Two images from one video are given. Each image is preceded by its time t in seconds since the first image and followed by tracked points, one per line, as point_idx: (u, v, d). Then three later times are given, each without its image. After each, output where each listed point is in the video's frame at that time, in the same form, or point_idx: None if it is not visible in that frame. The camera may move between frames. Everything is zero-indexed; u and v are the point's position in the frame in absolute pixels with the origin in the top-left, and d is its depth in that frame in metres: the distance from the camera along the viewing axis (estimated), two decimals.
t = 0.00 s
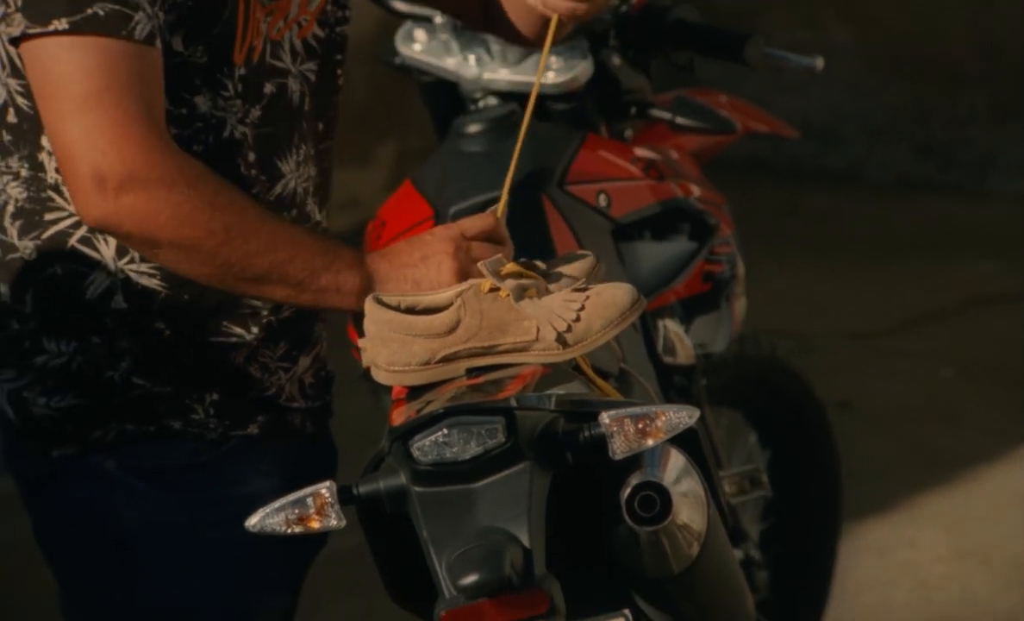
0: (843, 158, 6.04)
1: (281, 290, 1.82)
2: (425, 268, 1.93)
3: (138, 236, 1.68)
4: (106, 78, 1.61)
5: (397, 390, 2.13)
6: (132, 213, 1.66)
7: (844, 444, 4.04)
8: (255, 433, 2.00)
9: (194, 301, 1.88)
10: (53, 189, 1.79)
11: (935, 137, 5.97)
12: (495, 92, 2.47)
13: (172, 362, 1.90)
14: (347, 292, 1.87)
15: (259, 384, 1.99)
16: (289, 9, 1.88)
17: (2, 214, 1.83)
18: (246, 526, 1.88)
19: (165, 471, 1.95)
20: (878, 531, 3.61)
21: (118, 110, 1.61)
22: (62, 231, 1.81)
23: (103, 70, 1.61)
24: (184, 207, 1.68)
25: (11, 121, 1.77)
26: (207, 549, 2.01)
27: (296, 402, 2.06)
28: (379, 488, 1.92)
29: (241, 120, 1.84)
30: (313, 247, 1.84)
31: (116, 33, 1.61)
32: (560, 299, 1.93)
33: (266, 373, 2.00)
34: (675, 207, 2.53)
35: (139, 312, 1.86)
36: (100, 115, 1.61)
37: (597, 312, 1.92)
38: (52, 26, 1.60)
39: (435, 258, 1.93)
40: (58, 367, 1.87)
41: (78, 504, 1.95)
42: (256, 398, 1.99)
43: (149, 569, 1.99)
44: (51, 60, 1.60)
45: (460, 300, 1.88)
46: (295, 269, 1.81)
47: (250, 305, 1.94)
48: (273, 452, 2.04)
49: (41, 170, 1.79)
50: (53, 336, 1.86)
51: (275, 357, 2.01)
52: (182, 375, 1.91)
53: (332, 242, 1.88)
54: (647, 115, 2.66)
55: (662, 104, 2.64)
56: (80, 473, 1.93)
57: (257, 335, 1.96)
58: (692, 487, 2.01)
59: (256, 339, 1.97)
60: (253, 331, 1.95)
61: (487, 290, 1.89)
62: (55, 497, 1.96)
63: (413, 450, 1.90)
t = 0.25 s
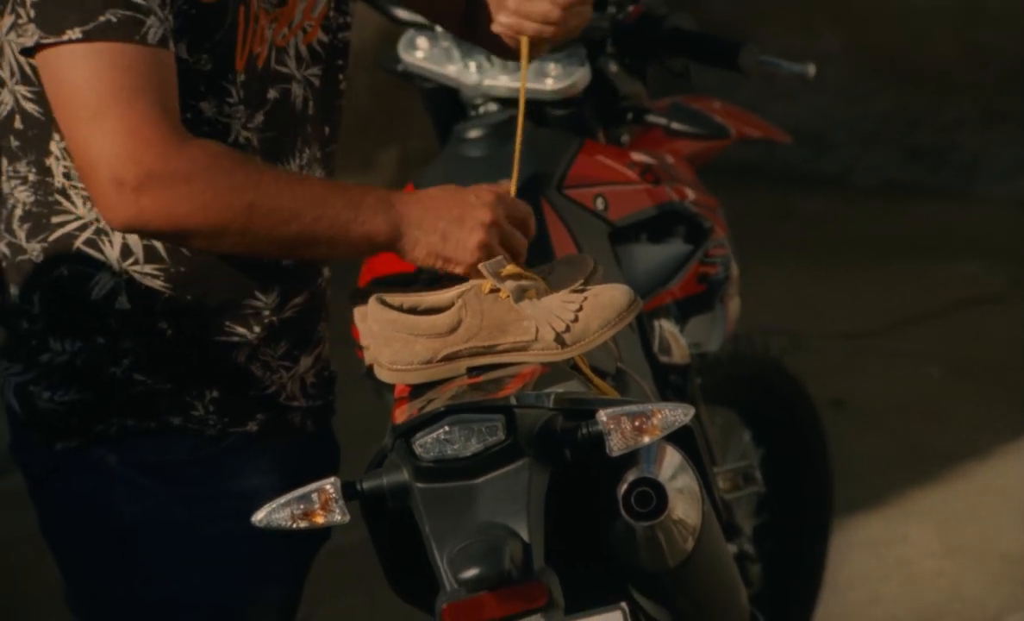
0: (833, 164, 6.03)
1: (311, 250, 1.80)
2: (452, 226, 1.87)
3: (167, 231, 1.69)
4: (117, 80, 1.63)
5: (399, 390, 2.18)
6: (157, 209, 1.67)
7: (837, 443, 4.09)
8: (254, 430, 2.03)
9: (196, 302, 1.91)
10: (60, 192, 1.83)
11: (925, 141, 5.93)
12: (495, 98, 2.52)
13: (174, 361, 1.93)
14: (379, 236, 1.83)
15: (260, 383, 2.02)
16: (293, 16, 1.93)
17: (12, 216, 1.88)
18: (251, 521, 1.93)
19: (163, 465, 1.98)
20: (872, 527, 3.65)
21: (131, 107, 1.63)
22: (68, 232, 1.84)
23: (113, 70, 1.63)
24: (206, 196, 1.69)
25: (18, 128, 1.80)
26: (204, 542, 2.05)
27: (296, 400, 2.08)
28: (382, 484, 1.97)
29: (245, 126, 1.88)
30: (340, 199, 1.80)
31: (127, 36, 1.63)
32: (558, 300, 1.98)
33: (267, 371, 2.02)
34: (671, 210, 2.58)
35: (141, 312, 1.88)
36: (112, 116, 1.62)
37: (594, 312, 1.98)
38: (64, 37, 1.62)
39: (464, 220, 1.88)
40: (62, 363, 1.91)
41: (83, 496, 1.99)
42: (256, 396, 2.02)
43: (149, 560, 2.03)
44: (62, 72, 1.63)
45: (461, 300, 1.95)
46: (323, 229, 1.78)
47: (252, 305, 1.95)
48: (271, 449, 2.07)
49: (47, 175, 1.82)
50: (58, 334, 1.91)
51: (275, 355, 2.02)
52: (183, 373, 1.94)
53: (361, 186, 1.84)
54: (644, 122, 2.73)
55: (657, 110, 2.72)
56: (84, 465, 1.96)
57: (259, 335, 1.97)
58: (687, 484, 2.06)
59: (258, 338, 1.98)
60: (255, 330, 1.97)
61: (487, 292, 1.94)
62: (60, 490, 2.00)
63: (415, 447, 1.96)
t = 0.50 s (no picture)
0: (822, 167, 6.15)
1: (301, 265, 1.82)
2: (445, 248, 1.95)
3: (164, 235, 1.70)
4: (121, 85, 1.66)
5: (402, 387, 2.24)
6: (156, 213, 1.68)
7: (830, 438, 4.15)
8: (268, 427, 2.08)
9: (212, 302, 1.95)
10: (77, 199, 1.87)
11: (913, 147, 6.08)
12: (495, 103, 2.57)
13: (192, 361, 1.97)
14: (366, 255, 1.87)
15: (272, 381, 2.07)
16: (297, 21, 1.98)
17: (28, 223, 1.93)
18: (258, 516, 1.98)
19: (181, 463, 2.00)
20: (863, 521, 3.71)
21: (134, 112, 1.65)
22: (85, 238, 1.88)
23: (118, 76, 1.66)
24: (204, 202, 1.71)
25: (35, 136, 1.85)
26: (221, 541, 2.07)
27: (305, 398, 2.14)
28: (385, 481, 2.02)
29: (254, 130, 1.91)
30: (330, 216, 1.84)
31: (131, 42, 1.66)
32: (557, 300, 2.02)
33: (279, 369, 2.08)
34: (666, 213, 2.64)
35: (159, 313, 1.92)
36: (117, 120, 1.64)
37: (593, 312, 2.02)
38: (71, 44, 1.65)
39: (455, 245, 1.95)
40: (80, 364, 1.94)
41: (101, 495, 2.00)
42: (269, 394, 2.08)
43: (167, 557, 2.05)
44: (70, 73, 1.66)
45: (463, 300, 1.96)
46: (314, 243, 1.81)
47: (265, 305, 2.02)
48: (283, 447, 2.13)
49: (64, 181, 1.86)
50: (77, 336, 1.93)
51: (286, 354, 2.08)
52: (200, 372, 1.98)
53: (347, 209, 1.88)
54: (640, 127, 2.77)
55: (654, 116, 2.76)
56: (103, 464, 1.98)
57: (272, 334, 2.04)
58: (682, 479, 2.12)
59: (270, 337, 2.05)
60: (268, 330, 2.03)
61: (489, 292, 1.96)
62: (78, 490, 2.02)
63: (418, 444, 2.01)
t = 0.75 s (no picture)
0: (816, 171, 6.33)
1: (296, 282, 1.86)
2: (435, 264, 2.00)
3: (166, 250, 1.76)
4: (130, 102, 1.71)
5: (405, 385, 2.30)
6: (159, 228, 1.74)
7: (823, 435, 4.21)
8: (279, 425, 2.12)
9: (226, 305, 2.00)
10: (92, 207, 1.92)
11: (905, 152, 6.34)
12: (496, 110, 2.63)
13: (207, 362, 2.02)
14: (362, 276, 1.90)
15: (283, 380, 2.11)
16: (303, 30, 2.03)
17: (44, 230, 1.98)
18: (265, 511, 2.03)
19: (196, 462, 2.05)
20: (855, 515, 3.77)
21: (141, 129, 1.71)
22: (103, 244, 1.93)
23: (126, 96, 1.71)
24: (205, 219, 1.76)
25: (50, 144, 1.91)
26: (236, 536, 2.13)
27: (314, 396, 2.18)
28: (389, 477, 2.08)
29: (264, 136, 1.96)
30: (327, 237, 1.88)
31: (143, 60, 1.72)
32: (557, 300, 2.08)
33: (289, 368, 2.12)
34: (662, 217, 2.69)
35: (175, 316, 1.98)
36: (124, 135, 1.70)
37: (591, 312, 2.08)
38: (85, 59, 1.71)
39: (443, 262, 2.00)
40: (97, 367, 2.00)
41: (118, 493, 2.06)
42: (280, 393, 2.12)
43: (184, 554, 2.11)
44: (82, 91, 1.71)
45: (463, 301, 2.01)
46: (310, 262, 1.86)
47: (277, 307, 2.06)
48: (292, 444, 2.17)
49: (79, 188, 1.92)
50: (95, 340, 1.99)
51: (294, 353, 2.12)
52: (215, 373, 2.03)
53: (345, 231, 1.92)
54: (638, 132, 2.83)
55: (650, 121, 2.83)
56: (122, 464, 2.04)
57: (282, 335, 2.08)
58: (678, 476, 2.17)
59: (280, 338, 2.09)
60: (278, 330, 2.08)
61: (489, 293, 2.01)
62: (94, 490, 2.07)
63: (421, 441, 2.06)
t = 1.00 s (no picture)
0: (808, 175, 6.44)
1: (280, 269, 1.90)
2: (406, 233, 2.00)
3: (155, 241, 1.78)
4: (121, 95, 1.73)
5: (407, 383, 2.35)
6: (150, 218, 1.76)
7: (817, 432, 4.27)
8: (275, 424, 2.13)
9: (226, 307, 2.03)
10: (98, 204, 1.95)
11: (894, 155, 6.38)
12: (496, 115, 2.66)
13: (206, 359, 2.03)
14: (346, 257, 1.94)
15: (281, 381, 2.12)
16: (323, 46, 2.10)
17: (52, 224, 2.00)
18: (270, 507, 2.08)
19: (193, 458, 2.07)
20: (846, 511, 3.83)
21: (135, 123, 1.73)
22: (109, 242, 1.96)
23: (117, 89, 1.73)
24: (193, 208, 1.79)
25: (64, 141, 1.96)
26: (233, 535, 2.13)
27: (311, 399, 2.18)
28: (392, 474, 2.12)
29: (275, 145, 2.01)
30: (313, 226, 1.92)
31: (142, 57, 1.74)
32: (554, 303, 2.15)
33: (288, 369, 2.12)
34: (658, 219, 2.75)
35: (176, 315, 2.00)
36: (118, 128, 1.72)
37: (589, 313, 2.14)
38: (85, 52, 1.73)
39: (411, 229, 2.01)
40: (98, 362, 2.02)
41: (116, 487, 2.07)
42: (278, 394, 2.12)
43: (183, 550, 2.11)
44: (76, 86, 1.74)
45: (464, 301, 2.12)
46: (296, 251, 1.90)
47: (276, 311, 2.09)
48: (289, 444, 2.17)
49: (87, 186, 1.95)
50: (96, 335, 2.01)
51: (293, 356, 2.13)
52: (213, 371, 2.04)
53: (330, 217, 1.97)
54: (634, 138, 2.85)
55: (646, 126, 2.81)
56: (120, 459, 2.05)
57: (281, 339, 2.10)
58: (673, 472, 2.22)
59: (279, 342, 2.10)
60: (276, 334, 2.10)
61: (489, 293, 2.13)
62: (95, 483, 2.08)
63: (423, 438, 2.13)
